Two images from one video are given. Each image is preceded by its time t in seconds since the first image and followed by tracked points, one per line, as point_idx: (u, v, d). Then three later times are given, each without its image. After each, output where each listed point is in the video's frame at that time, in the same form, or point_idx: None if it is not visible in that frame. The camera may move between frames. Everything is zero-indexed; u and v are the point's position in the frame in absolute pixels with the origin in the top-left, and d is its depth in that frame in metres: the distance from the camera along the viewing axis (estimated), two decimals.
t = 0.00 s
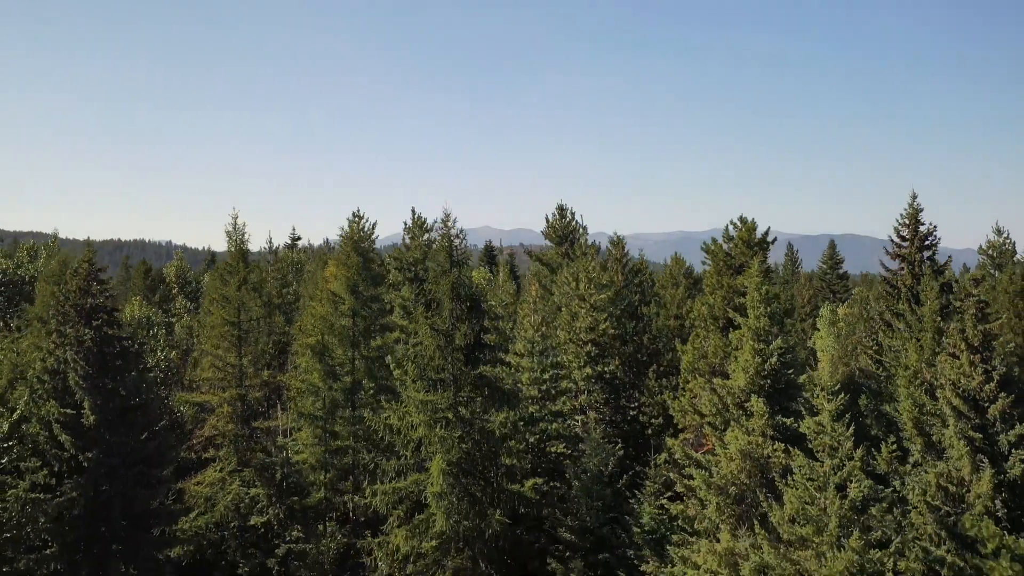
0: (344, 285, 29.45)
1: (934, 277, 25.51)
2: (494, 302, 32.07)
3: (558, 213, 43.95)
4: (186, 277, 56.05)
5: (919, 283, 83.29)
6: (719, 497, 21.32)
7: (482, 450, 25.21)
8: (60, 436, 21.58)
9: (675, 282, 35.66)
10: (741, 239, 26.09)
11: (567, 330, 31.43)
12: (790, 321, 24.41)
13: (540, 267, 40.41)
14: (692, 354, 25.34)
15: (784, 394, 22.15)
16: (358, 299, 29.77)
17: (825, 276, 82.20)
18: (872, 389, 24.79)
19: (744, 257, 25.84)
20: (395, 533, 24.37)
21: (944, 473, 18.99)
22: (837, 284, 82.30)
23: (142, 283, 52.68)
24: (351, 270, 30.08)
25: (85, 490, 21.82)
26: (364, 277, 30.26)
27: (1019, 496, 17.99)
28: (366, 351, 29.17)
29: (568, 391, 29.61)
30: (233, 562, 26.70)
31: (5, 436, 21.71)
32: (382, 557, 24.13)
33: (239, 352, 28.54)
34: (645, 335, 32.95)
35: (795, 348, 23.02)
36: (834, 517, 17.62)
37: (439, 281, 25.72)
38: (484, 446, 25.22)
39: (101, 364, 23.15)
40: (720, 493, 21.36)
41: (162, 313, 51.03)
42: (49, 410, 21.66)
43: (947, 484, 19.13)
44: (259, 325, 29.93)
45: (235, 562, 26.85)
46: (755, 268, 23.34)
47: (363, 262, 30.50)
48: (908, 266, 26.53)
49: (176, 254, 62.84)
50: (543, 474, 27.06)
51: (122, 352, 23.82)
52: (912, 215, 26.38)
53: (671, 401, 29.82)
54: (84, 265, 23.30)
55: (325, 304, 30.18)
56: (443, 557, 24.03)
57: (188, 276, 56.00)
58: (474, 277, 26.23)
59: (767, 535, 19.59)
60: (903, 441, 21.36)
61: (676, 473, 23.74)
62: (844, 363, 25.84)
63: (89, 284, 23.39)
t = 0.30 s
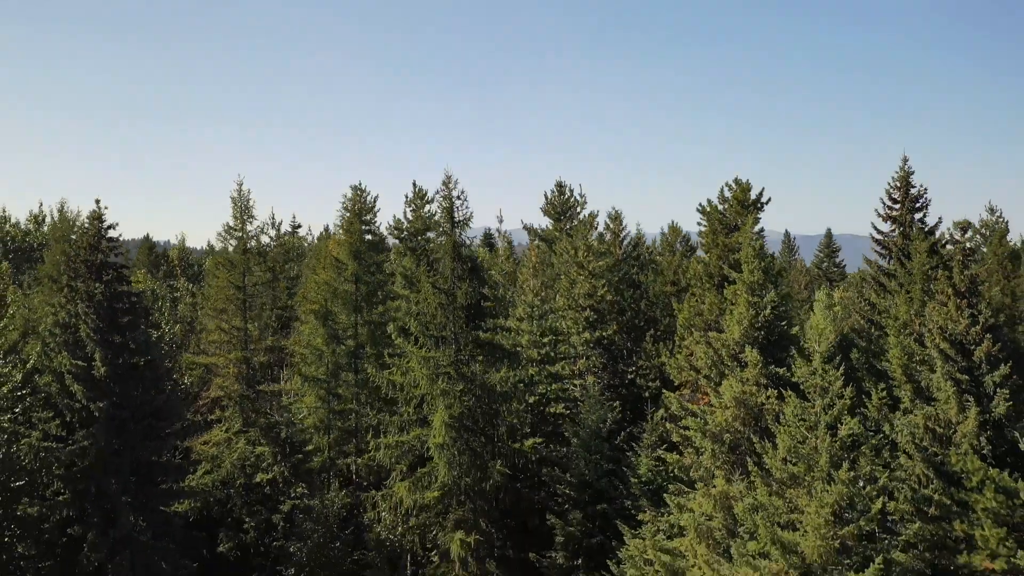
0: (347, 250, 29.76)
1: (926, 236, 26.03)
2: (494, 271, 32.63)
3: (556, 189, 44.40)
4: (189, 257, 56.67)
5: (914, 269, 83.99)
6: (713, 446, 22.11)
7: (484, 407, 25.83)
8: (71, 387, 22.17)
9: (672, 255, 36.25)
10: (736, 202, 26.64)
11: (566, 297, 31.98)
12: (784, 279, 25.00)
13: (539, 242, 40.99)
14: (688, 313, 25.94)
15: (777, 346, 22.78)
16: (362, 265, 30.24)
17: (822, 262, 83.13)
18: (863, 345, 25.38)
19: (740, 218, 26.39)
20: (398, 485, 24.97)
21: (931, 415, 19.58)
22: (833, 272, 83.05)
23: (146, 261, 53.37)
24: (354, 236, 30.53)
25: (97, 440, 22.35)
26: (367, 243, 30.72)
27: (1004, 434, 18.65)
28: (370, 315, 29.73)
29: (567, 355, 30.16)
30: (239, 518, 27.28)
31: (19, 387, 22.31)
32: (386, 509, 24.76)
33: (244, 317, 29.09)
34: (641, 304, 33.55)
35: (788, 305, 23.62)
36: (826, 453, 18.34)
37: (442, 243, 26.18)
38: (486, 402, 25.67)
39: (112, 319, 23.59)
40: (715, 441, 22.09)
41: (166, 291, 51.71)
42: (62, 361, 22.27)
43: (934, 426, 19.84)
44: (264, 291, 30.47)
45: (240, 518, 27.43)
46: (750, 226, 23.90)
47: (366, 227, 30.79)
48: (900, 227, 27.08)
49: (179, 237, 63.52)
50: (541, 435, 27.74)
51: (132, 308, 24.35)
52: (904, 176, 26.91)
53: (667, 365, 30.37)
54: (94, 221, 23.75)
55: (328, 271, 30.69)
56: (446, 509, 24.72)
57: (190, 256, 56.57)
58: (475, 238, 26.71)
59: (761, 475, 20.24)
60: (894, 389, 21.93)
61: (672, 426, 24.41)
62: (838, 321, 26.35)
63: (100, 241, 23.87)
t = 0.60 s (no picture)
0: (348, 217, 30.27)
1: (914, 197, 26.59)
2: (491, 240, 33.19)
3: (551, 166, 44.82)
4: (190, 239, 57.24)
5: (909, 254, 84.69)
6: (705, 396, 22.72)
7: (481, 366, 26.43)
8: (79, 340, 22.74)
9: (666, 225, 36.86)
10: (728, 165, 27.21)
11: (562, 265, 32.56)
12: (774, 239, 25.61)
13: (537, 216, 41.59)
14: (682, 273, 26.53)
15: (766, 301, 23.44)
16: (361, 232, 30.78)
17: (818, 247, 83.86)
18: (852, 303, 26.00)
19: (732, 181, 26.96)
20: (397, 441, 25.55)
21: (916, 361, 20.18)
22: (829, 257, 83.79)
23: (148, 242, 53.96)
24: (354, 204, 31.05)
25: (104, 392, 22.87)
26: (367, 210, 31.25)
27: (985, 376, 19.32)
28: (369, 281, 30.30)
29: (563, 320, 30.74)
30: (241, 476, 27.61)
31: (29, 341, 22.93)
32: (387, 463, 25.42)
33: (247, 282, 29.65)
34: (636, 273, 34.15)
35: (778, 261, 24.23)
36: (812, 395, 19.02)
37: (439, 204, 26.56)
38: (484, 361, 26.30)
39: (118, 276, 24.12)
40: (706, 392, 22.71)
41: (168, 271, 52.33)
42: (70, 316, 22.84)
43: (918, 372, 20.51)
44: (265, 258, 31.03)
45: (243, 478, 27.72)
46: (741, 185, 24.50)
47: (367, 196, 31.34)
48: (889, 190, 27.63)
49: (180, 221, 64.10)
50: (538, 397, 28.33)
51: (137, 266, 24.89)
52: (893, 140, 27.44)
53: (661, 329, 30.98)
54: (100, 181, 24.31)
55: (328, 238, 31.23)
56: (444, 464, 25.32)
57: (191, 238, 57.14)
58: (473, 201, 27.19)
59: (751, 419, 20.83)
60: (881, 341, 22.56)
61: (665, 382, 25.05)
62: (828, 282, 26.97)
63: (106, 201, 24.41)
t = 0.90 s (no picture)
0: (347, 185, 30.93)
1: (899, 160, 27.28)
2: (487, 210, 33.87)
3: (547, 145, 45.53)
4: (191, 221, 57.84)
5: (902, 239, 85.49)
6: (695, 348, 23.44)
7: (477, 326, 27.14)
8: (85, 295, 23.40)
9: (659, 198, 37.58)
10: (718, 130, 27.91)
11: (556, 233, 33.22)
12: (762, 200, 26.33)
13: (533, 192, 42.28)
14: (672, 234, 27.24)
15: (754, 257, 24.13)
16: (360, 199, 31.42)
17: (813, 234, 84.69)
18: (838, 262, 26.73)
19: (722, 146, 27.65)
20: (395, 397, 26.21)
21: (897, 309, 20.86)
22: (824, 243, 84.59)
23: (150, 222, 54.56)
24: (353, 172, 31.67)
25: (109, 345, 23.73)
26: (365, 179, 31.92)
27: (962, 320, 20.07)
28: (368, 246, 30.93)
29: (557, 285, 31.42)
30: (242, 435, 28.21)
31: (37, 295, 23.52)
32: (386, 418, 26.12)
33: (248, 247, 30.24)
34: (629, 242, 34.85)
35: (765, 219, 24.95)
36: (796, 338, 19.71)
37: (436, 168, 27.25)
38: (480, 320, 27.01)
39: (124, 235, 24.73)
40: (696, 344, 23.41)
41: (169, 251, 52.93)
42: (76, 272, 23.48)
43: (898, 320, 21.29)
44: (265, 225, 31.65)
45: (243, 437, 28.19)
46: (729, 146, 25.20)
47: (366, 165, 32.02)
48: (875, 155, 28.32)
49: (180, 205, 64.72)
50: (533, 358, 29.01)
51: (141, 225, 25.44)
52: (879, 105, 28.08)
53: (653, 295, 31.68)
54: (105, 142, 24.88)
55: (328, 206, 31.86)
56: (441, 418, 26.00)
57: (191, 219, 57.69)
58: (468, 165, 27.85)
59: (738, 366, 21.54)
60: (864, 295, 23.30)
61: (656, 339, 25.73)
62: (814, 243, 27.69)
63: (112, 161, 24.99)
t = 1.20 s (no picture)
0: (347, 165, 31.32)
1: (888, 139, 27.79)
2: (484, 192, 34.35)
3: (543, 132, 45.97)
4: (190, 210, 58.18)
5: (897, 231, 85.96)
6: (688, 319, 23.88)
7: (475, 301, 27.58)
8: (91, 268, 23.80)
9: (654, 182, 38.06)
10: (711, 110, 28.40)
11: (553, 214, 33.68)
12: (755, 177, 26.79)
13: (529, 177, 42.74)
14: (667, 212, 27.71)
15: (747, 231, 24.66)
16: (359, 180, 31.82)
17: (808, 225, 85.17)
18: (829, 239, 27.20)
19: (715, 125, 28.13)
20: (395, 370, 26.67)
21: (886, 278, 21.37)
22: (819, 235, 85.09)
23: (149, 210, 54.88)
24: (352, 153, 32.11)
25: (113, 317, 24.05)
26: (365, 160, 32.34)
27: (948, 287, 20.59)
28: (367, 227, 31.43)
29: (554, 265, 31.88)
30: (243, 410, 28.67)
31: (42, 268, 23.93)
32: (386, 391, 26.58)
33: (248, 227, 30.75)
34: (625, 224, 35.34)
35: (757, 195, 25.43)
36: (787, 304, 20.20)
37: (435, 147, 27.68)
38: (478, 296, 27.45)
39: (128, 210, 25.08)
40: (690, 315, 23.88)
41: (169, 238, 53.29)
42: (82, 245, 23.87)
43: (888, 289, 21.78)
44: (265, 206, 32.07)
45: (245, 412, 28.68)
46: (722, 123, 25.67)
47: (365, 146, 32.44)
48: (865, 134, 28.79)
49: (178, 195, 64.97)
50: (530, 334, 29.46)
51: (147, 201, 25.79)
52: (869, 85, 28.56)
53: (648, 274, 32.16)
54: (109, 118, 25.27)
55: (328, 187, 32.30)
56: (440, 391, 26.52)
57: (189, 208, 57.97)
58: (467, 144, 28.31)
59: (730, 334, 22.02)
60: (853, 267, 23.76)
61: (651, 313, 26.22)
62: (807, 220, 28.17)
63: (116, 138, 25.36)
